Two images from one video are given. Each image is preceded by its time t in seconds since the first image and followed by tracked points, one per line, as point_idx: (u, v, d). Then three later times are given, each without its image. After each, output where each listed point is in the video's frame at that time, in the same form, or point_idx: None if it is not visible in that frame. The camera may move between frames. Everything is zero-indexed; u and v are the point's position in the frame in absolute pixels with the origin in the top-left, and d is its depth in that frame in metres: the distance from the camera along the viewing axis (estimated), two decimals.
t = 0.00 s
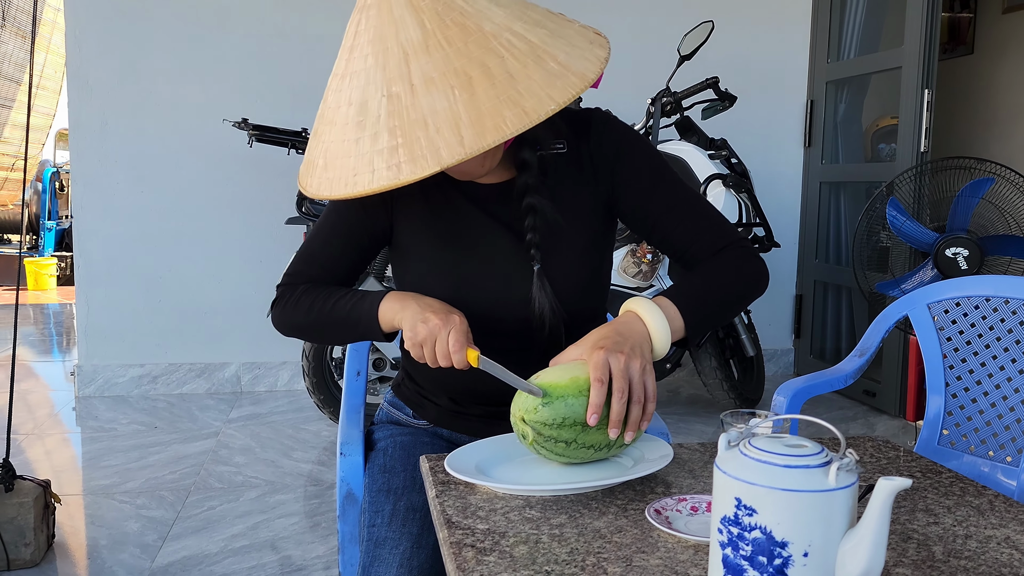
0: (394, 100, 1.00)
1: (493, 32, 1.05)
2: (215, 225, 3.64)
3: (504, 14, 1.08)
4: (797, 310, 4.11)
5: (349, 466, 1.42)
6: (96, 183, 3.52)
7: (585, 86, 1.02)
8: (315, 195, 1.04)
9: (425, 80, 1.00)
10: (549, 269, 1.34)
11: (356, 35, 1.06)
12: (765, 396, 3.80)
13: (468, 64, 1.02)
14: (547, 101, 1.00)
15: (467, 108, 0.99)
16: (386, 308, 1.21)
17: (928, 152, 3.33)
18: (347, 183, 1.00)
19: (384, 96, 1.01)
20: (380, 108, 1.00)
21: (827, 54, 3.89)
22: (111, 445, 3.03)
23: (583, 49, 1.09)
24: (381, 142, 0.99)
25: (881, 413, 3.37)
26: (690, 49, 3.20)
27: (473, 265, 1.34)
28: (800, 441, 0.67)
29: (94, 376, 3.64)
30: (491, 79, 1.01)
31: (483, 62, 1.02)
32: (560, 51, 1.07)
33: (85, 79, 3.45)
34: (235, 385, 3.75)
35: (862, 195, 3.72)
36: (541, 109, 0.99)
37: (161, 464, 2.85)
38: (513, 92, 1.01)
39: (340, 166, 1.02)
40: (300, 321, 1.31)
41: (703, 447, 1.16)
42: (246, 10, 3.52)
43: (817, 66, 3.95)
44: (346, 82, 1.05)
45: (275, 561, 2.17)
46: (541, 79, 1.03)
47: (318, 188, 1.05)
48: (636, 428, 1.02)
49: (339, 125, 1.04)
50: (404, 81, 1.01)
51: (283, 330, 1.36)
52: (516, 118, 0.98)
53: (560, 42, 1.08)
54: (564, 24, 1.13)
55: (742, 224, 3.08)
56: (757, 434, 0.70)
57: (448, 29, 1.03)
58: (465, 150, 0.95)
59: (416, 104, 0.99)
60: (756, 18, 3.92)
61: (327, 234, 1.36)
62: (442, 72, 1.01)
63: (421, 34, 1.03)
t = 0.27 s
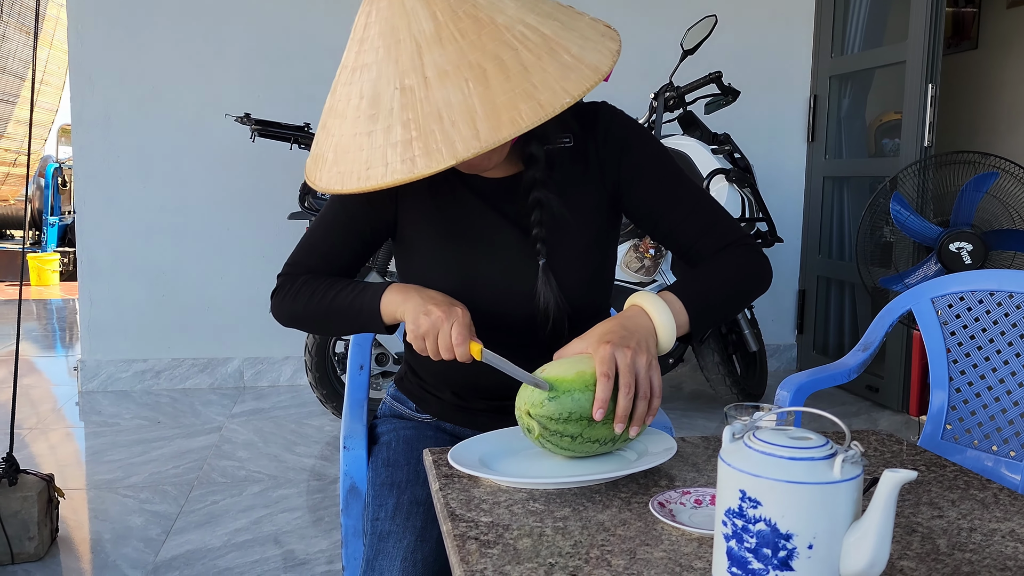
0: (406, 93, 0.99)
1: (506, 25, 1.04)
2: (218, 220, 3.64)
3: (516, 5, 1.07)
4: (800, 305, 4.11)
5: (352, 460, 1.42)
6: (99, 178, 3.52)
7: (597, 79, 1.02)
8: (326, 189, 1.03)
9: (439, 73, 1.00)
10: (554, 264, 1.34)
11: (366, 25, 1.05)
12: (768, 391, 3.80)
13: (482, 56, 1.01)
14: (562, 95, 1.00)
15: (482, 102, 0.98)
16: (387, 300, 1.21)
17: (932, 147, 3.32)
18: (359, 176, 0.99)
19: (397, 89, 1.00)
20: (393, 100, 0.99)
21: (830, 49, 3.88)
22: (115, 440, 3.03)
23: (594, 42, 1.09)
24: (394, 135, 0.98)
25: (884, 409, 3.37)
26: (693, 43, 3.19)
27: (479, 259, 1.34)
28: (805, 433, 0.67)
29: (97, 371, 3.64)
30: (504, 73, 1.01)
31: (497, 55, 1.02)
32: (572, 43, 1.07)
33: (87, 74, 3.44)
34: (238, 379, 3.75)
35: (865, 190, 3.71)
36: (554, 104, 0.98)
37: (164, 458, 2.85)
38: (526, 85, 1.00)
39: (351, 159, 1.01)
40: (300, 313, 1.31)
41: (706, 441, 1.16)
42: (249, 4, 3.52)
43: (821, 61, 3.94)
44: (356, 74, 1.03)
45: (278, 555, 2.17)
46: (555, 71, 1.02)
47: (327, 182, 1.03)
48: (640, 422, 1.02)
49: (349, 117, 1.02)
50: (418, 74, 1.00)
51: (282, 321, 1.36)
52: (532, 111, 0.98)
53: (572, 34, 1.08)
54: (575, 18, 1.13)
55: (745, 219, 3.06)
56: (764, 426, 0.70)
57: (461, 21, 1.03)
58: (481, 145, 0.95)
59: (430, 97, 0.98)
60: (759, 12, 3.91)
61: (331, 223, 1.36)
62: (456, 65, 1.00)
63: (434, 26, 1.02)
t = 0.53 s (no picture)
0: (419, 88, 0.99)
1: (520, 22, 1.04)
2: (220, 217, 3.64)
3: (528, 2, 1.07)
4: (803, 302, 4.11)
5: (355, 457, 1.43)
6: (101, 175, 3.52)
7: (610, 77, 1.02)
8: (336, 183, 1.02)
9: (452, 69, 0.99)
10: (559, 260, 1.34)
11: (377, 20, 1.04)
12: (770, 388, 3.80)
13: (496, 53, 1.01)
14: (575, 92, 0.99)
15: (495, 98, 0.98)
16: (389, 296, 1.22)
17: (935, 143, 3.31)
18: (371, 171, 0.99)
19: (410, 84, 0.99)
20: (405, 96, 0.99)
21: (833, 45, 3.87)
22: (117, 436, 3.04)
23: (606, 39, 1.09)
24: (406, 131, 0.98)
25: (887, 405, 3.37)
26: (695, 39, 3.19)
27: (484, 255, 1.33)
28: (808, 430, 0.66)
29: (100, 367, 3.65)
30: (517, 70, 1.00)
31: (510, 51, 1.01)
32: (585, 40, 1.07)
33: (88, 71, 3.44)
34: (240, 376, 3.75)
35: (868, 187, 3.71)
36: (567, 101, 0.98)
37: (166, 455, 2.86)
38: (539, 83, 1.00)
39: (361, 154, 1.01)
40: (302, 306, 1.31)
41: (708, 438, 1.15)
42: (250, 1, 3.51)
43: (824, 57, 3.93)
44: (368, 68, 1.03)
45: (280, 551, 2.18)
46: (568, 69, 1.02)
47: (337, 177, 1.03)
48: (643, 419, 1.01)
49: (361, 112, 1.02)
50: (431, 69, 0.99)
51: (282, 313, 1.36)
52: (545, 109, 0.98)
53: (583, 31, 1.08)
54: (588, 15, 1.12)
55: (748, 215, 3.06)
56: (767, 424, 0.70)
57: (474, 17, 1.03)
58: (495, 142, 0.95)
59: (443, 94, 0.98)
60: (762, 8, 3.90)
61: (334, 216, 1.36)
62: (469, 60, 1.00)
63: (447, 22, 1.01)
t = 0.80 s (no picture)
0: (422, 88, 0.98)
1: (523, 22, 1.03)
2: (220, 214, 3.64)
3: (532, 2, 1.06)
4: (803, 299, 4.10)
5: (354, 454, 1.43)
6: (100, 172, 3.52)
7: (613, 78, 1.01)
8: (338, 181, 1.02)
9: (455, 69, 0.99)
10: (559, 258, 1.34)
11: (380, 18, 1.04)
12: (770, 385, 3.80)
13: (499, 53, 1.00)
14: (579, 93, 0.99)
15: (499, 99, 0.97)
16: (388, 288, 1.22)
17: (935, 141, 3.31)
18: (373, 171, 0.98)
19: (413, 84, 0.99)
20: (408, 96, 0.98)
21: (833, 42, 3.86)
22: (117, 434, 3.04)
23: (609, 39, 1.08)
24: (408, 131, 0.97)
25: (887, 403, 3.36)
26: (695, 36, 3.18)
27: (485, 253, 1.33)
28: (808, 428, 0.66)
29: (99, 365, 3.65)
30: (520, 70, 1.00)
31: (513, 51, 1.01)
32: (588, 40, 1.06)
33: (88, 68, 3.44)
34: (240, 374, 3.75)
35: (868, 184, 3.70)
36: (570, 102, 0.98)
37: (166, 452, 2.86)
38: (542, 84, 0.99)
39: (364, 153, 1.00)
40: (297, 296, 1.31)
41: (708, 435, 1.15)
42: None
43: (824, 54, 3.93)
44: (370, 67, 1.02)
45: (280, 549, 2.18)
46: (571, 70, 1.01)
47: (339, 176, 1.02)
48: (642, 416, 1.01)
49: (363, 111, 1.01)
50: (434, 69, 0.99)
51: (275, 302, 1.36)
52: (549, 109, 0.97)
53: (587, 31, 1.07)
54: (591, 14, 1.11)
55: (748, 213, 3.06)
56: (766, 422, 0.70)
57: (478, 17, 1.02)
58: (498, 143, 0.94)
59: (445, 94, 0.97)
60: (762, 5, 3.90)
61: (332, 208, 1.36)
62: (472, 61, 0.99)
63: (451, 21, 1.01)
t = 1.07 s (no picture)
0: (432, 88, 0.94)
1: (536, 21, 0.99)
2: (222, 212, 3.64)
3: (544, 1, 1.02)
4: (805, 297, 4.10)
5: (357, 451, 1.42)
6: (102, 170, 3.52)
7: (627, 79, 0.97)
8: (344, 182, 0.97)
9: (467, 69, 0.94)
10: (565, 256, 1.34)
11: (390, 15, 0.99)
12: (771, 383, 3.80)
13: (511, 53, 0.96)
14: (591, 96, 0.94)
15: (510, 101, 0.93)
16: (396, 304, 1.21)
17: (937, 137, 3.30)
18: (381, 172, 0.93)
19: (423, 83, 0.94)
20: (418, 96, 0.94)
21: (835, 39, 3.86)
22: (120, 431, 3.04)
23: (623, 39, 1.03)
24: (417, 132, 0.93)
25: (889, 400, 3.36)
26: (697, 33, 3.18)
27: (491, 251, 1.33)
28: (809, 425, 0.66)
29: (102, 362, 3.65)
30: (531, 71, 0.95)
31: (526, 52, 0.96)
32: (601, 41, 1.01)
33: (90, 65, 3.44)
34: (242, 371, 3.76)
35: (870, 181, 3.70)
36: (583, 105, 0.93)
37: (168, 449, 2.86)
38: (555, 85, 0.95)
39: (371, 153, 0.95)
40: (304, 298, 1.32)
41: (710, 432, 1.15)
42: None
43: (826, 51, 3.92)
44: (379, 64, 0.98)
45: (282, 546, 2.18)
46: (584, 72, 0.96)
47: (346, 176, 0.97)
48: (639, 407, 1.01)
49: (371, 109, 0.97)
50: (444, 68, 0.94)
51: (280, 302, 1.37)
52: (561, 113, 0.93)
53: (600, 32, 1.03)
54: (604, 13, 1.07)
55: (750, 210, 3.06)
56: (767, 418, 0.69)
57: (489, 17, 0.97)
58: (509, 147, 0.90)
59: (456, 94, 0.93)
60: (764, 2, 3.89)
61: (334, 206, 1.36)
62: (484, 61, 0.95)
63: (462, 21, 0.96)
